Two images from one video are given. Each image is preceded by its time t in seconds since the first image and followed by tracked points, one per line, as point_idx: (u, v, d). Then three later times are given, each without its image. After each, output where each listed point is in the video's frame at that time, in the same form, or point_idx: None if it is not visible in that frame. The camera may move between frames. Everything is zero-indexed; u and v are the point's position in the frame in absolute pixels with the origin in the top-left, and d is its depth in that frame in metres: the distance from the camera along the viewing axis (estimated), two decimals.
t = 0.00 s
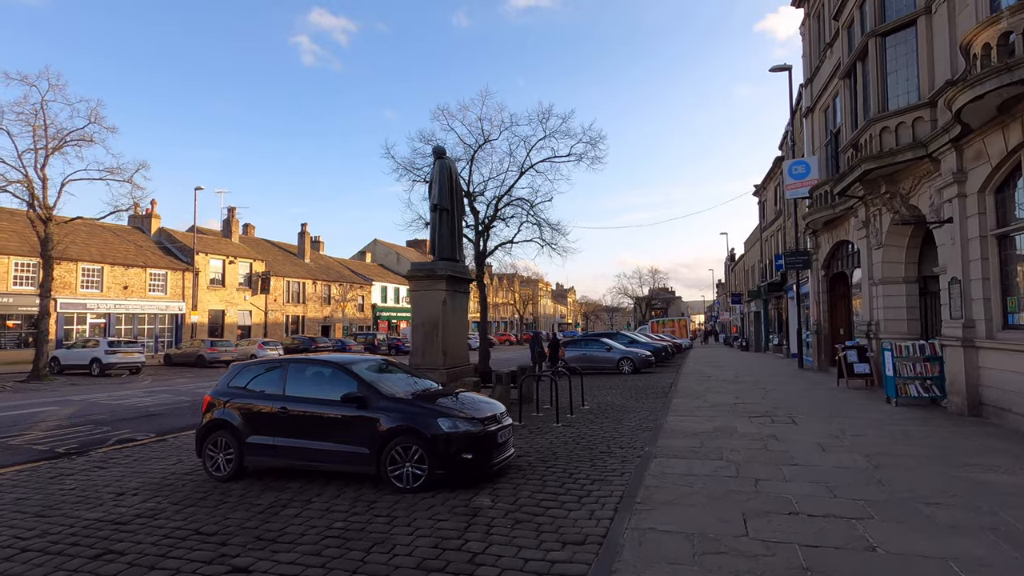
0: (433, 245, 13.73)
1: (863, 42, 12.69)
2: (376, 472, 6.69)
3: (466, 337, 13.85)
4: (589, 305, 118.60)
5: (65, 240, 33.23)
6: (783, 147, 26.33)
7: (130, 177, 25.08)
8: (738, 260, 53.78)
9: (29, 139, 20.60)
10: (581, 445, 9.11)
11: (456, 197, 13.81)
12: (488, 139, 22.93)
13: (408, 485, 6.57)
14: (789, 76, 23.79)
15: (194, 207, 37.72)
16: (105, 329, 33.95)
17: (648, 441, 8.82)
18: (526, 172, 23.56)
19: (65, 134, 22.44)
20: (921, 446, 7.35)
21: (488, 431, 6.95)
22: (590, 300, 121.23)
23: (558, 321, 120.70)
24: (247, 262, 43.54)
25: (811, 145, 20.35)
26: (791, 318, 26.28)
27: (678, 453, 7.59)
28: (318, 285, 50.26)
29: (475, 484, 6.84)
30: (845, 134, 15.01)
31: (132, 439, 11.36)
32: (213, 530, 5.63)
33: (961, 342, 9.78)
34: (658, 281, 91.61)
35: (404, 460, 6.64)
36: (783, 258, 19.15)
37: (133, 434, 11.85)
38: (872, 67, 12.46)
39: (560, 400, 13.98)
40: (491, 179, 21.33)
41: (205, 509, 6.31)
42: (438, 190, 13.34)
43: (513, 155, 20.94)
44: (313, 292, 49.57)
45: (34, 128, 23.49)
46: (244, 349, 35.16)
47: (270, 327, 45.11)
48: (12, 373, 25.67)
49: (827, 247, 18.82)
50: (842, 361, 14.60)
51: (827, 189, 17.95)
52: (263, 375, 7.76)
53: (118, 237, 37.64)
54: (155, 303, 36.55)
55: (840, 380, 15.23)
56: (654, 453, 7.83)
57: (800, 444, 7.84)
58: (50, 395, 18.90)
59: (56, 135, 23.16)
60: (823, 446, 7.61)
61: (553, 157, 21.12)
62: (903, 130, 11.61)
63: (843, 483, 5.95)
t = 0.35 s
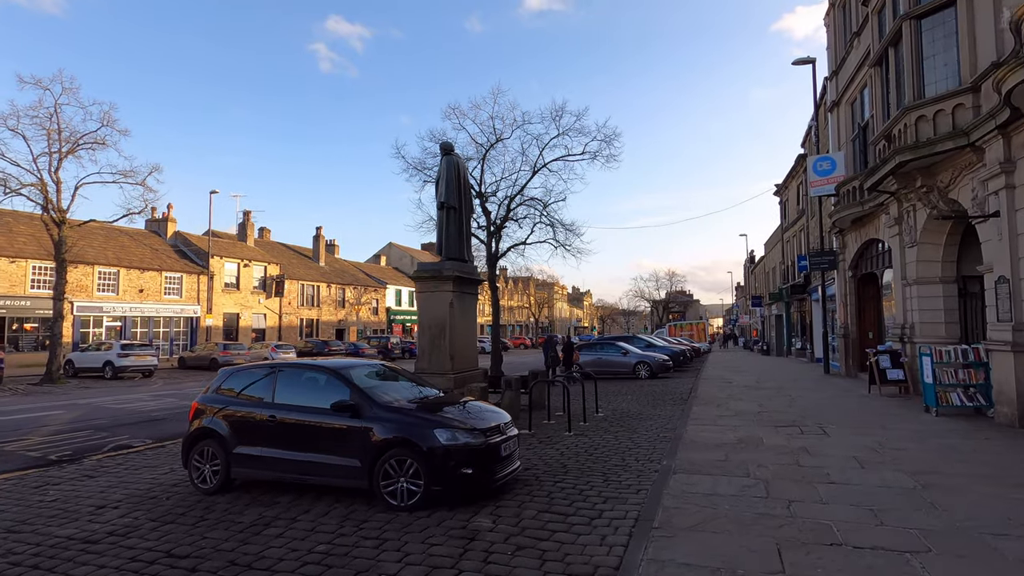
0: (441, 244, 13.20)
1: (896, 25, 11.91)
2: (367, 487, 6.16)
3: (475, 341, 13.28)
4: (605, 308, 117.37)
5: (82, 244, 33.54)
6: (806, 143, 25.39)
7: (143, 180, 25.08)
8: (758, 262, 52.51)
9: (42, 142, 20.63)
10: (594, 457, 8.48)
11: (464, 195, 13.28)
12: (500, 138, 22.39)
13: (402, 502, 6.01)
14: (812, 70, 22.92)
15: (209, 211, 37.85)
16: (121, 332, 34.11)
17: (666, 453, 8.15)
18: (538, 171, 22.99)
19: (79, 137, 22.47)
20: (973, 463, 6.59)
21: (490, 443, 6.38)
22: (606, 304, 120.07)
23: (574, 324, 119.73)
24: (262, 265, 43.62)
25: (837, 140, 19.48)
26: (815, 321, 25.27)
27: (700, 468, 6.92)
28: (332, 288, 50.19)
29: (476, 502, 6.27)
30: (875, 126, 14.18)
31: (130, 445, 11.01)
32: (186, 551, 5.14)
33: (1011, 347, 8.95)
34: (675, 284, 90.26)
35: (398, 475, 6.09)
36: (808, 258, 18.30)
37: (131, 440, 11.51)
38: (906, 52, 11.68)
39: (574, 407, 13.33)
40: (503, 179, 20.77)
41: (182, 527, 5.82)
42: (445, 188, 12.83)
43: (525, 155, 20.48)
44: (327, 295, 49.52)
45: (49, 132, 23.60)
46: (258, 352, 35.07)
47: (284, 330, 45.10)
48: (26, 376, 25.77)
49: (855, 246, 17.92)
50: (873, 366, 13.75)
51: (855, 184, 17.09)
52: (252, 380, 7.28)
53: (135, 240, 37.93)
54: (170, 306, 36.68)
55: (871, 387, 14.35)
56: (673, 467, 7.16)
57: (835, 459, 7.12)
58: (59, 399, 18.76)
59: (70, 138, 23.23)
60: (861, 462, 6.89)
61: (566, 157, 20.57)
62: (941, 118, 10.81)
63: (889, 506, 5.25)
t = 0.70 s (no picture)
0: (442, 240, 12.70)
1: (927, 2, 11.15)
2: (349, 499, 5.67)
3: (478, 340, 12.75)
4: (620, 309, 116.26)
5: (95, 246, 33.76)
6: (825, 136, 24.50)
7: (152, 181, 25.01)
8: (776, 261, 51.34)
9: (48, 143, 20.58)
10: (600, 464, 7.90)
11: (467, 189, 12.76)
12: (508, 133, 21.87)
13: (386, 516, 5.51)
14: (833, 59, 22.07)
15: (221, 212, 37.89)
16: (133, 333, 34.21)
17: (677, 461, 7.53)
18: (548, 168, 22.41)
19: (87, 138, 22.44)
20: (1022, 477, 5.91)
21: (484, 451, 5.83)
22: (620, 305, 118.95)
23: (588, 325, 118.82)
24: (274, 266, 43.62)
25: (859, 132, 18.66)
26: (837, 321, 24.36)
27: (714, 480, 6.31)
28: (344, 289, 50.09)
29: (467, 515, 5.75)
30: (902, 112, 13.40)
31: (122, 448, 10.68)
32: (142, 572, 4.67)
33: None
34: (691, 284, 88.99)
35: (382, 486, 5.59)
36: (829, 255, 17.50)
37: (124, 443, 11.17)
38: (936, 31, 10.93)
39: (582, 410, 12.73)
40: (513, 175, 21.23)
41: (146, 543, 5.37)
42: (446, 181, 12.34)
43: (535, 150, 20.97)
44: (339, 296, 49.43)
45: (58, 133, 23.63)
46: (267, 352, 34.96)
47: (296, 331, 45.03)
48: (37, 377, 25.83)
49: (879, 241, 17.07)
50: (899, 368, 12.95)
51: (879, 176, 16.28)
52: (232, 383, 6.83)
53: (147, 242, 38.14)
54: (182, 307, 36.77)
55: (898, 390, 13.55)
56: (685, 478, 6.56)
57: (864, 470, 6.46)
58: (64, 400, 18.60)
59: (78, 139, 23.23)
60: (894, 475, 6.22)
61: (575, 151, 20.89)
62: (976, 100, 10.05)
63: (931, 528, 4.61)
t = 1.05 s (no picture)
0: (447, 237, 12.22)
1: None
2: (330, 514, 5.20)
3: (484, 341, 12.23)
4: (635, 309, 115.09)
5: (110, 245, 33.98)
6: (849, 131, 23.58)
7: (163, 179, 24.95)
8: (796, 260, 50.10)
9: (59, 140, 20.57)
10: (608, 476, 7.33)
11: (473, 183, 12.27)
12: (519, 129, 21.34)
13: (369, 536, 5.03)
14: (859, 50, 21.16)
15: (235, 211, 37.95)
16: (147, 331, 34.33)
17: (692, 475, 6.93)
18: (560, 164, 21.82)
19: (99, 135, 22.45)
20: None
21: (479, 464, 5.32)
22: (636, 305, 117.67)
23: (603, 326, 117.76)
24: (287, 265, 43.63)
25: (887, 124, 17.81)
26: (861, 323, 23.42)
27: (734, 499, 5.72)
28: (357, 288, 49.97)
29: (459, 536, 5.24)
30: (936, 102, 12.61)
31: (117, 451, 10.37)
32: None
33: None
34: (708, 284, 87.55)
35: (366, 502, 5.10)
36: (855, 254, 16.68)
37: (120, 445, 10.86)
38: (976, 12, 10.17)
39: (593, 415, 12.16)
40: (523, 171, 20.36)
41: (112, 560, 4.96)
42: (451, 176, 11.84)
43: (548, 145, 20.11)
44: (352, 296, 49.34)
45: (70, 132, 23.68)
46: (279, 352, 34.89)
47: (309, 331, 45.00)
48: (50, 374, 25.93)
49: (908, 239, 16.23)
50: (932, 373, 12.15)
51: (908, 171, 15.46)
52: (213, 385, 6.41)
53: (163, 241, 38.36)
54: (196, 306, 36.89)
55: (930, 396, 12.74)
56: (701, 495, 5.97)
57: (902, 489, 5.82)
58: (71, 399, 18.48)
59: (91, 137, 23.25)
60: (937, 495, 5.58)
61: (591, 147, 20.11)
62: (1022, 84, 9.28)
63: (989, 562, 4.00)
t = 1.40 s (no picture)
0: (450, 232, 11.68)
1: None
2: (306, 533, 4.69)
3: (488, 341, 11.68)
4: (648, 309, 113.91)
5: (121, 244, 33.99)
6: (872, 123, 22.69)
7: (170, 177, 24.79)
8: (813, 257, 48.95)
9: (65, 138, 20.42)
10: (619, 488, 6.73)
11: (477, 176, 11.72)
12: (527, 123, 20.79)
13: (349, 558, 4.50)
14: (883, 37, 20.29)
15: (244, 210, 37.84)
16: (156, 330, 34.29)
17: (711, 488, 6.31)
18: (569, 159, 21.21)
19: (105, 133, 22.30)
20: None
21: (472, 478, 4.76)
22: (648, 305, 116.47)
23: (615, 326, 116.69)
24: (296, 264, 43.47)
25: (913, 114, 16.99)
26: (884, 322, 22.50)
27: (761, 518, 5.10)
28: (367, 288, 49.71)
29: (450, 559, 4.69)
30: (970, 87, 11.87)
31: (107, 455, 9.97)
32: None
33: None
34: (722, 284, 86.18)
35: (346, 521, 4.58)
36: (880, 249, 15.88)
37: (111, 449, 10.46)
38: None
39: (603, 419, 11.55)
40: (532, 166, 19.15)
41: None
42: (454, 167, 11.30)
43: (554, 139, 18.94)
44: (361, 295, 49.08)
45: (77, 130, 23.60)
46: (287, 351, 34.65)
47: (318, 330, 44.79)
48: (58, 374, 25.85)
49: (937, 234, 15.40)
50: (967, 376, 11.36)
51: (936, 162, 14.66)
52: (188, 389, 5.94)
53: (173, 240, 38.37)
54: (205, 305, 36.81)
55: (965, 400, 11.93)
56: (722, 512, 5.36)
57: (951, 509, 5.16)
58: (74, 399, 18.26)
59: (97, 135, 23.13)
60: (991, 516, 4.93)
61: (600, 141, 18.91)
62: None
63: None
